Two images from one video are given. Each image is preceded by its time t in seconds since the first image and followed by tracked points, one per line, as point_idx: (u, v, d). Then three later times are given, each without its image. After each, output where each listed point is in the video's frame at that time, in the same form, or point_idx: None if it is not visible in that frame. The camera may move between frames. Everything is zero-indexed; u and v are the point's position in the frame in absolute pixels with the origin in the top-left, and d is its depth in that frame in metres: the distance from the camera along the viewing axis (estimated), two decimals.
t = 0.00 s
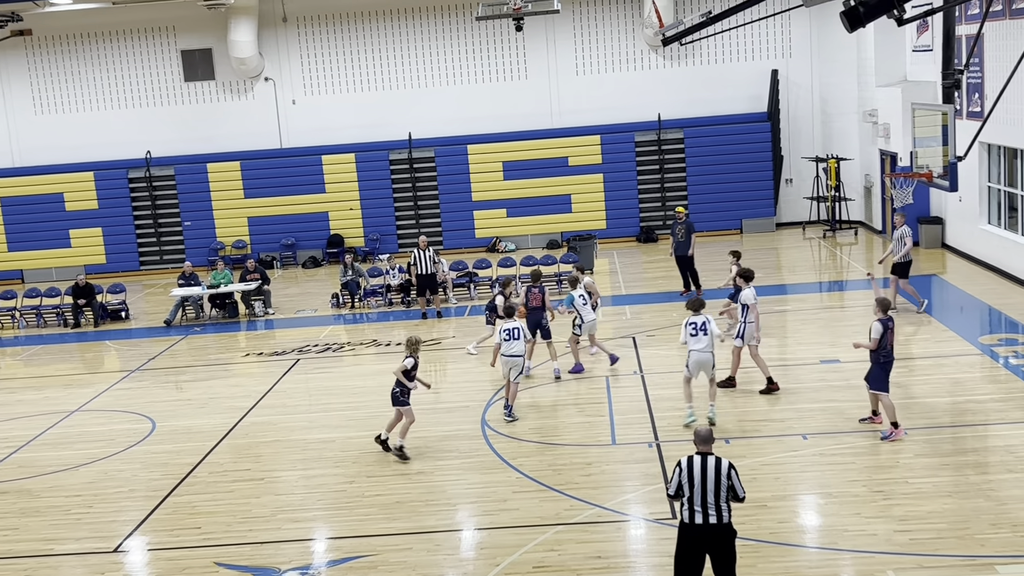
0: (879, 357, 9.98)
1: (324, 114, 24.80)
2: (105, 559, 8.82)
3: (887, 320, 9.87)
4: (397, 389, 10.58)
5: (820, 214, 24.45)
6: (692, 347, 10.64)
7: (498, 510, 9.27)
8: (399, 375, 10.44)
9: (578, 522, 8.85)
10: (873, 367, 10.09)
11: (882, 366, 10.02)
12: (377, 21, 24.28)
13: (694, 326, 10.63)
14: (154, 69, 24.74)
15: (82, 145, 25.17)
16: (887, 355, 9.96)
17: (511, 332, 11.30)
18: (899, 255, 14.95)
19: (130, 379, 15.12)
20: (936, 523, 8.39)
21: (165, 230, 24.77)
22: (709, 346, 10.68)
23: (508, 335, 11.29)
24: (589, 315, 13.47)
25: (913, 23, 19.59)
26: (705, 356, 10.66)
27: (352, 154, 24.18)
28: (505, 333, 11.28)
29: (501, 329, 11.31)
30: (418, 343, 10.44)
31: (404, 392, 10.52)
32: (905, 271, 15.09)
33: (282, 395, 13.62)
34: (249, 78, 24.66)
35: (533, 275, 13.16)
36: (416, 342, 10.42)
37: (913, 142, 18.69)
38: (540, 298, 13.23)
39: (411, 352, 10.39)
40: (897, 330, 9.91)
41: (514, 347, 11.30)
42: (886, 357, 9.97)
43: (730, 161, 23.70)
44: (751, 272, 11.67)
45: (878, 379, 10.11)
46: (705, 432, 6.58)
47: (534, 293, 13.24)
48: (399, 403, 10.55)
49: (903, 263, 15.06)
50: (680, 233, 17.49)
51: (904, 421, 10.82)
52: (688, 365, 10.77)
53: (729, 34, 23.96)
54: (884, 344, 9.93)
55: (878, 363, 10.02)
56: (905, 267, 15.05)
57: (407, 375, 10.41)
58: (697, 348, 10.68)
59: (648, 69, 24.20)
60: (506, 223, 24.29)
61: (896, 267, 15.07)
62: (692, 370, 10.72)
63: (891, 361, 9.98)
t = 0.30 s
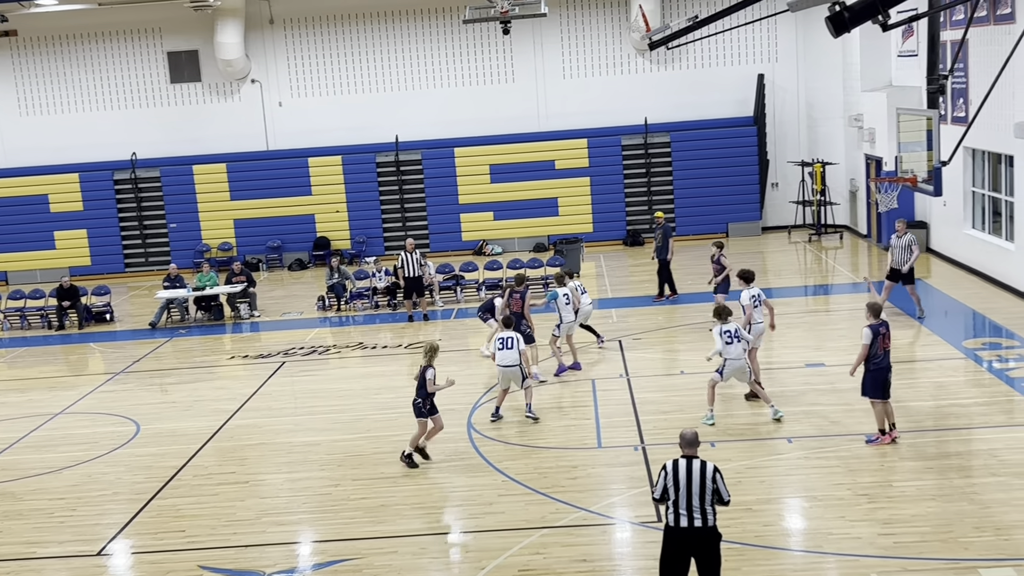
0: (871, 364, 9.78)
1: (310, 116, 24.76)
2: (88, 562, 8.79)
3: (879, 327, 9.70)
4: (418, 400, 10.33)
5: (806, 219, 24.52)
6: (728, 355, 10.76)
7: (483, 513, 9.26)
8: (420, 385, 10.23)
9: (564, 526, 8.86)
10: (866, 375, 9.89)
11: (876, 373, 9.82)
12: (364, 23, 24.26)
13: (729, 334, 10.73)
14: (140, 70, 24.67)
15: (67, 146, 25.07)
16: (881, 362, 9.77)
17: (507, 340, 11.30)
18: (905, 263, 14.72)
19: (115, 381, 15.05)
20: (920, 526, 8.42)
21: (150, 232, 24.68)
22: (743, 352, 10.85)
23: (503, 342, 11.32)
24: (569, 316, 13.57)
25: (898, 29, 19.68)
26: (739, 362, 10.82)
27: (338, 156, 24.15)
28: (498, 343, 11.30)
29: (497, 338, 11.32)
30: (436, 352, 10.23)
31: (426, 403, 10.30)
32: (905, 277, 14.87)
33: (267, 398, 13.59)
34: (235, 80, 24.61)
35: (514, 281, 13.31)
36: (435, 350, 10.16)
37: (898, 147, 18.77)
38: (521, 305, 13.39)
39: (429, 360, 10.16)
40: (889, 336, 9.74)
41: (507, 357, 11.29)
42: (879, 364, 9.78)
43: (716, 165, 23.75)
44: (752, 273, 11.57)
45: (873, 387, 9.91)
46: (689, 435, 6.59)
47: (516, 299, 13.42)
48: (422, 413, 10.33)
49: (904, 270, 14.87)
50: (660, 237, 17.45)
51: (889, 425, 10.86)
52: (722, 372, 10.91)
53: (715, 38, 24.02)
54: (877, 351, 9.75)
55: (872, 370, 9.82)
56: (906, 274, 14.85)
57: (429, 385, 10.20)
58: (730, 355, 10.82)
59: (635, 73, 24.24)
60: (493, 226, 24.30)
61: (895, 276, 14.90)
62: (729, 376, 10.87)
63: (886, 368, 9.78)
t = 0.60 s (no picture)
0: (871, 375, 9.58)
1: (296, 118, 24.71)
2: (72, 565, 8.74)
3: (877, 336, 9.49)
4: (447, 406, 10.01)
5: (791, 222, 24.58)
6: (767, 343, 11.00)
7: (469, 516, 9.25)
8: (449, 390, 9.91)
9: (550, 528, 8.85)
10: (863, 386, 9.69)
11: (876, 383, 9.64)
12: (350, 25, 24.23)
13: (761, 325, 11.03)
14: (125, 72, 24.59)
15: (51, 148, 24.95)
16: (880, 371, 9.58)
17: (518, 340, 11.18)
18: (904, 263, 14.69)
19: (99, 384, 14.97)
20: (904, 529, 8.45)
21: (134, 234, 24.58)
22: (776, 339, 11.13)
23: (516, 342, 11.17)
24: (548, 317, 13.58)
25: (883, 33, 19.78)
26: (775, 349, 11.11)
27: (324, 158, 24.12)
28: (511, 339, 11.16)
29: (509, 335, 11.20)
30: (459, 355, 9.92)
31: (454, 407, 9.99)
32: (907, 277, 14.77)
33: (252, 400, 13.54)
34: (221, 82, 24.55)
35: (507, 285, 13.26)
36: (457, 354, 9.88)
37: (882, 150, 18.85)
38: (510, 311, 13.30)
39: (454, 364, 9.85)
40: (887, 345, 9.52)
41: (518, 354, 11.15)
42: (878, 374, 9.59)
43: (702, 168, 23.80)
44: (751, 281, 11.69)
45: (871, 398, 9.70)
46: (676, 438, 6.60)
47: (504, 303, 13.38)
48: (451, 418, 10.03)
49: (903, 271, 14.81)
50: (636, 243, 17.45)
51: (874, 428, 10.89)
52: (762, 364, 11.13)
53: (700, 42, 24.08)
54: (875, 361, 9.55)
55: (871, 380, 9.63)
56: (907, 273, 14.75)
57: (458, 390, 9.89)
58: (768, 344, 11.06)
59: (621, 76, 24.28)
60: (479, 229, 24.29)
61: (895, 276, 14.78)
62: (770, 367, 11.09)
63: (885, 377, 9.60)
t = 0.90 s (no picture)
0: (864, 380, 9.55)
1: (280, 120, 24.66)
2: (55, 569, 8.69)
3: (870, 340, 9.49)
4: (478, 415, 9.76)
5: (775, 224, 24.64)
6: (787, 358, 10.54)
7: (454, 519, 9.24)
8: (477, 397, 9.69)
9: (534, 531, 8.85)
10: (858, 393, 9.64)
11: (869, 389, 9.58)
12: (334, 27, 24.20)
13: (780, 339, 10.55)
14: (107, 73, 24.49)
15: (33, 150, 24.81)
16: (873, 377, 9.54)
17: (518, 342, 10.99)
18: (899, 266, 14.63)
19: (82, 387, 14.89)
20: (888, 530, 8.48)
21: (117, 236, 24.46)
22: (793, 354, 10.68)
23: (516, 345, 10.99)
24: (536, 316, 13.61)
25: (866, 36, 19.89)
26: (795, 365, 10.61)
27: (309, 160, 24.07)
28: (513, 343, 10.97)
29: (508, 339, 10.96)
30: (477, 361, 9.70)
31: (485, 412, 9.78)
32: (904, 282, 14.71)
33: (236, 403, 13.49)
34: (205, 84, 24.47)
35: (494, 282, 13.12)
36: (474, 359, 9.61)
37: (865, 153, 18.95)
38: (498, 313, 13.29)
39: (476, 369, 9.63)
40: (880, 350, 9.50)
41: (519, 359, 10.98)
42: (871, 379, 9.55)
43: (687, 170, 23.85)
44: (751, 281, 11.72)
45: (866, 404, 9.64)
46: (661, 440, 6.61)
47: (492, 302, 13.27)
48: (485, 425, 9.80)
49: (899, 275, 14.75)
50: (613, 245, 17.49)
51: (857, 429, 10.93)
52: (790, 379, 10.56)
53: (685, 45, 24.14)
54: (868, 366, 9.52)
55: (864, 386, 9.58)
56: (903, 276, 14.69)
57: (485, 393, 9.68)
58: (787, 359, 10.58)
59: (605, 78, 24.31)
60: (463, 231, 24.27)
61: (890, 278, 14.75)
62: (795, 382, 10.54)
63: (878, 383, 9.55)
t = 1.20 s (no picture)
0: (840, 385, 9.55)
1: (262, 122, 24.59)
2: (35, 573, 8.64)
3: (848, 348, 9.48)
4: (483, 417, 9.48)
5: (757, 226, 24.72)
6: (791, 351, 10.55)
7: (437, 521, 9.23)
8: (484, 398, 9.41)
9: (517, 533, 8.84)
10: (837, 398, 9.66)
11: (845, 395, 9.56)
12: (316, 29, 24.16)
13: (784, 333, 10.65)
14: (87, 74, 24.38)
15: (12, 152, 24.66)
16: (849, 383, 9.52)
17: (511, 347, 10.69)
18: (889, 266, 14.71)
19: (62, 390, 14.81)
20: (869, 530, 8.52)
21: (98, 238, 24.34)
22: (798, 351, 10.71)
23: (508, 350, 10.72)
24: (530, 318, 13.61)
25: (846, 38, 20.00)
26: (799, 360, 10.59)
27: (291, 162, 24.00)
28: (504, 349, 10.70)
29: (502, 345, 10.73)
30: (485, 361, 9.45)
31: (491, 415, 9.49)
32: (897, 281, 14.77)
33: (217, 406, 13.43)
34: (185, 85, 24.38)
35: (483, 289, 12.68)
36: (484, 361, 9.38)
37: (845, 155, 19.05)
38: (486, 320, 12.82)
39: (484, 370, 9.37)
40: (857, 357, 9.49)
41: (513, 363, 10.70)
42: (848, 386, 9.53)
43: (669, 172, 23.91)
44: (747, 278, 11.79)
45: (843, 410, 9.63)
46: (644, 441, 6.62)
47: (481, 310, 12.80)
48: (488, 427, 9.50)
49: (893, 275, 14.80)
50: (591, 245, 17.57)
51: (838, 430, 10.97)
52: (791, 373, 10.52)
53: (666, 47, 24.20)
54: (845, 372, 9.52)
55: (841, 392, 9.58)
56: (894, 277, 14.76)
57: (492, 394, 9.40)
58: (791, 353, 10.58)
59: (587, 80, 24.35)
60: (446, 233, 24.26)
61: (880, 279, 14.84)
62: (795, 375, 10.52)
63: (854, 389, 9.54)
